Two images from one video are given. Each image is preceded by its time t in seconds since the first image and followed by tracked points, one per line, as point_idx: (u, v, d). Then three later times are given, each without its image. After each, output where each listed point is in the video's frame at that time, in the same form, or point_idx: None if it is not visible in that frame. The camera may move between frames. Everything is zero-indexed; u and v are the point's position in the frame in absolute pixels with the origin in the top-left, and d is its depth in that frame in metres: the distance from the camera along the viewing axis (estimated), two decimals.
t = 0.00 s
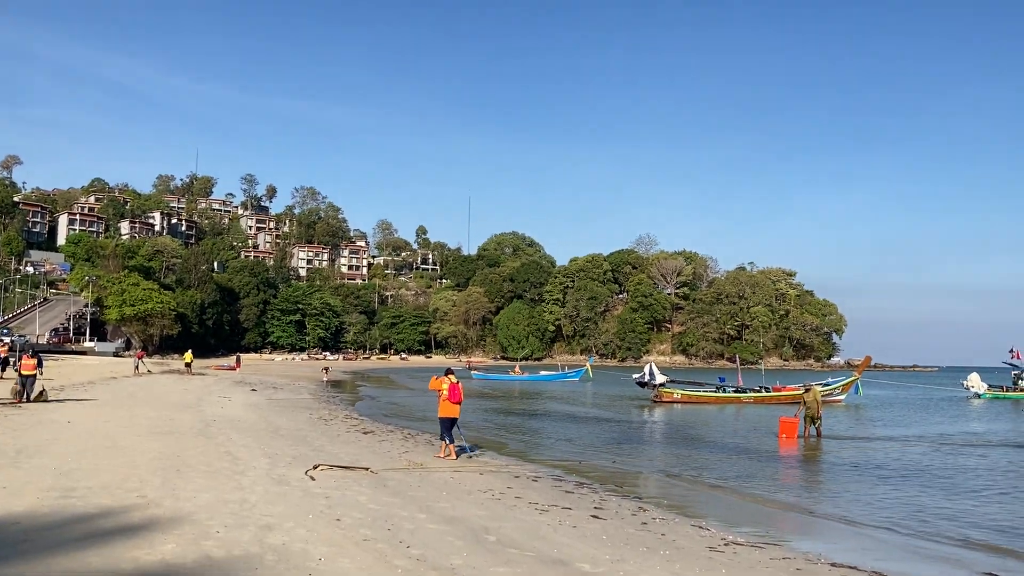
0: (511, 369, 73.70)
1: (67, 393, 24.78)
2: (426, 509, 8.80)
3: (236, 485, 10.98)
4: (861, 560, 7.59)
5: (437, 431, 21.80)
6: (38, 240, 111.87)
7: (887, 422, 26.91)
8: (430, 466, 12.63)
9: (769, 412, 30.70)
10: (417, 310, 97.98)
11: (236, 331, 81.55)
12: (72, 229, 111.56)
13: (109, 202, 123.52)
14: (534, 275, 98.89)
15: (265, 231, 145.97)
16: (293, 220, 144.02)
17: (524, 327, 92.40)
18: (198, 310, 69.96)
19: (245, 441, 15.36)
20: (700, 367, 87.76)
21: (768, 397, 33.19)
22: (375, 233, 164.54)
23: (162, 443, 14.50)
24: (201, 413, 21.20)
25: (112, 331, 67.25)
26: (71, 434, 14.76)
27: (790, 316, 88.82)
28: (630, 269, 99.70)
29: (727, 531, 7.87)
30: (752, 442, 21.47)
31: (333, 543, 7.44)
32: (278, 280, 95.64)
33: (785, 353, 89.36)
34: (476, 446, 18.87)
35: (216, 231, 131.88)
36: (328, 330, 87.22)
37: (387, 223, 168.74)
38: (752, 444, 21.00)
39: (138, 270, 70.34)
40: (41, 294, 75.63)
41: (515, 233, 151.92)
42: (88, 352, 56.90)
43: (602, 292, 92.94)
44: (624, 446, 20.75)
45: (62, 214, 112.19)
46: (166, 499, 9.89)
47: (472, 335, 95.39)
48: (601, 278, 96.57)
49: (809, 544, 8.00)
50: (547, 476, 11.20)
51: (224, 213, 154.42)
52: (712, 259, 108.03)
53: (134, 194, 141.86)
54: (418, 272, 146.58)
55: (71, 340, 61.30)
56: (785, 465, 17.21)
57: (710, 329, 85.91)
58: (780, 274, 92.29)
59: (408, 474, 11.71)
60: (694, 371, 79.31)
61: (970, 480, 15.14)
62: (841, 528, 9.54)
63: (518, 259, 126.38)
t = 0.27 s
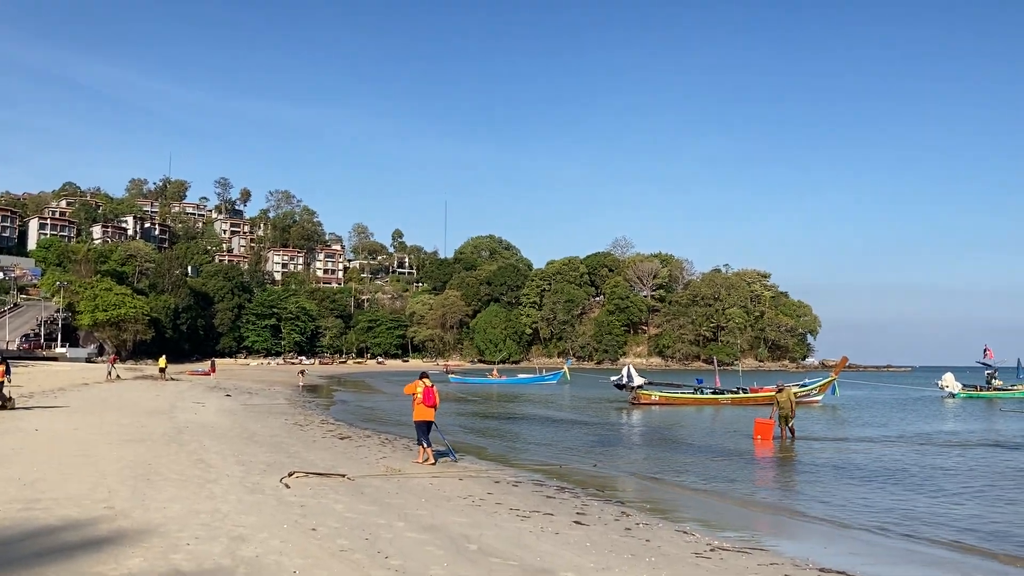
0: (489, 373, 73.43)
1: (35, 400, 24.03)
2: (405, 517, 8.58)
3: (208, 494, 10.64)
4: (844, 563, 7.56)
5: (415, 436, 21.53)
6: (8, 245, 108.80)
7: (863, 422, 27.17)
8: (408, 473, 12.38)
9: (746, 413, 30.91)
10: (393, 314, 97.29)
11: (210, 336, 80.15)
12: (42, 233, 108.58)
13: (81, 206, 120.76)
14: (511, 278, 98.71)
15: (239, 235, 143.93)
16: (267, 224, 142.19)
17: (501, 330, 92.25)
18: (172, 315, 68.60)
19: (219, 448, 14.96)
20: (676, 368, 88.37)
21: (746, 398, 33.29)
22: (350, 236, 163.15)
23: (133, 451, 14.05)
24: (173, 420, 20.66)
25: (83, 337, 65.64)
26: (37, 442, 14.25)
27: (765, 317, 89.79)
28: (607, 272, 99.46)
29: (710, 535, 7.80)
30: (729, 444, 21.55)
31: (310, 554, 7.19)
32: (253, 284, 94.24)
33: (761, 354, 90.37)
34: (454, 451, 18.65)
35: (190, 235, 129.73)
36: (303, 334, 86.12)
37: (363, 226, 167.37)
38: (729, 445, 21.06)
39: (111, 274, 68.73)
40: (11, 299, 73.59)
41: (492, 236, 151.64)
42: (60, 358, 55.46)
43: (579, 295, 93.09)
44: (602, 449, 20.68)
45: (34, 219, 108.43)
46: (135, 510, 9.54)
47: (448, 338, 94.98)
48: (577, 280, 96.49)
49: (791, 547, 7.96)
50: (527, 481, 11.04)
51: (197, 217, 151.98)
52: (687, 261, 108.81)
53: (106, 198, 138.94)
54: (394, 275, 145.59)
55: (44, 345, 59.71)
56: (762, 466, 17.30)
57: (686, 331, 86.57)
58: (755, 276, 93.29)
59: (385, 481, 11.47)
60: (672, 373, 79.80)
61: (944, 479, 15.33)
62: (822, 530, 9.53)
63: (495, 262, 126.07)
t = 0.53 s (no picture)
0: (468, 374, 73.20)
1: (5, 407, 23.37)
2: (389, 522, 8.39)
3: (184, 502, 10.34)
4: (831, 561, 7.57)
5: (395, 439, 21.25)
6: None
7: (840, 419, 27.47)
8: (389, 476, 12.17)
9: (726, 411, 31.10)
10: (370, 315, 96.61)
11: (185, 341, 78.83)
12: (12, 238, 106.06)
13: (52, 210, 118.39)
14: (490, 279, 98.50)
15: (213, 237, 141.91)
16: (242, 226, 140.31)
17: (480, 330, 92.05)
18: (148, 319, 67.34)
19: (196, 454, 14.60)
20: (654, 367, 88.92)
21: (725, 396, 33.51)
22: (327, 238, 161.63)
23: (106, 458, 13.65)
24: (148, 425, 20.18)
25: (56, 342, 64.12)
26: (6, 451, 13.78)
27: (742, 315, 90.67)
28: (585, 271, 98.94)
29: (699, 536, 7.74)
30: (708, 442, 21.62)
31: (290, 562, 6.98)
32: (228, 287, 92.90)
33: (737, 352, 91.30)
34: (434, 453, 18.44)
35: (164, 238, 127.60)
36: (280, 337, 85.09)
37: (339, 228, 165.85)
38: (709, 443, 21.13)
39: (84, 279, 67.27)
40: None
41: (470, 237, 151.21)
42: (32, 364, 54.11)
43: (558, 295, 93.22)
44: (583, 449, 20.60)
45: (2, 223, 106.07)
46: (108, 520, 9.21)
47: (427, 340, 94.56)
48: (556, 281, 96.20)
49: (779, 546, 7.95)
50: (511, 483, 10.91)
51: (172, 220, 149.55)
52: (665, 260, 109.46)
53: (78, 201, 136.07)
54: (372, 277, 144.57)
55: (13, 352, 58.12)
56: (742, 463, 17.38)
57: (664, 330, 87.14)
58: (731, 274, 94.17)
59: (367, 485, 11.25)
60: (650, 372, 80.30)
61: (921, 474, 15.54)
62: (807, 527, 9.57)
63: (473, 263, 125.82)
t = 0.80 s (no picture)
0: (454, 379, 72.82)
1: None
2: (378, 535, 8.20)
3: (167, 515, 10.06)
4: (831, 567, 7.47)
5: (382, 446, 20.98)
6: None
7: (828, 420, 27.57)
8: (378, 485, 11.94)
9: (714, 412, 31.12)
10: (356, 321, 95.93)
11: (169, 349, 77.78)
12: None
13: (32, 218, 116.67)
14: (476, 282, 98.16)
15: (196, 244, 140.41)
16: (225, 232, 138.90)
17: (467, 335, 91.70)
18: (130, 327, 66.36)
19: (179, 464, 14.29)
20: (641, 369, 89.01)
21: (714, 397, 33.54)
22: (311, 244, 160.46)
23: (87, 470, 13.30)
24: (130, 436, 19.77)
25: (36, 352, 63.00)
26: None
27: (727, 317, 91.07)
28: (571, 275, 98.70)
29: (697, 543, 7.63)
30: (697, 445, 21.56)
31: None
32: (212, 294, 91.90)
33: (723, 353, 91.66)
34: (422, 460, 18.18)
35: (146, 246, 126.06)
36: (265, 344, 84.24)
37: (323, 233, 164.65)
38: (698, 447, 21.06)
39: (65, 286, 66.17)
40: None
41: (455, 241, 150.78)
42: (13, 374, 53.18)
43: (544, 298, 93.07)
44: (572, 453, 20.44)
45: None
46: (87, 536, 8.93)
47: (412, 345, 94.02)
48: (542, 284, 96.05)
49: (777, 552, 7.86)
50: (503, 491, 10.74)
51: (153, 227, 147.73)
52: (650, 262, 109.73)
53: (57, 208, 134.03)
54: (357, 282, 143.76)
55: None
56: (732, 465, 17.33)
57: (650, 332, 87.30)
58: (716, 275, 94.59)
59: (356, 495, 11.03)
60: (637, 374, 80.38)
61: (910, 475, 15.57)
62: (801, 531, 9.50)
63: (459, 267, 125.37)
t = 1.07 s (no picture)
0: (464, 385, 72.70)
1: None
2: (391, 543, 8.05)
3: (177, 524, 9.96)
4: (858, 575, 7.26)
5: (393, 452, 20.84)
6: None
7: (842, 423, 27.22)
8: (389, 492, 11.82)
9: (727, 416, 30.83)
10: (365, 327, 96.08)
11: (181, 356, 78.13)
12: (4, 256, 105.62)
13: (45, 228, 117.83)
14: (485, 288, 98.09)
15: (207, 252, 141.22)
16: (236, 241, 139.60)
17: (476, 340, 91.65)
18: (143, 335, 66.69)
19: (190, 472, 14.21)
20: (652, 374, 88.54)
21: (727, 401, 33.22)
22: (320, 251, 161.05)
23: (98, 479, 13.25)
24: (142, 443, 19.73)
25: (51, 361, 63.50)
26: None
27: (737, 320, 90.54)
28: (581, 279, 98.71)
29: (718, 550, 7.44)
30: (711, 449, 21.29)
31: None
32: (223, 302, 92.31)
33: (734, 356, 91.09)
34: (434, 466, 18.05)
35: (158, 255, 126.97)
36: (276, 351, 84.48)
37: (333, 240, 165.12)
38: (712, 451, 20.81)
39: (78, 295, 66.61)
40: None
41: (464, 246, 150.86)
42: (27, 382, 53.64)
43: (554, 303, 92.85)
44: (585, 458, 20.23)
45: None
46: (97, 546, 8.84)
47: (422, 351, 94.02)
48: (551, 288, 95.80)
49: (800, 560, 7.66)
50: (517, 497, 10.58)
51: (164, 236, 148.70)
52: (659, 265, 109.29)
53: (69, 217, 135.28)
54: (366, 289, 144.10)
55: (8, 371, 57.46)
56: (747, 470, 17.08)
57: (661, 336, 86.89)
58: (726, 278, 94.10)
59: (367, 502, 10.90)
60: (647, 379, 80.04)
61: (930, 479, 15.28)
62: (824, 537, 9.28)
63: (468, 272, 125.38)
